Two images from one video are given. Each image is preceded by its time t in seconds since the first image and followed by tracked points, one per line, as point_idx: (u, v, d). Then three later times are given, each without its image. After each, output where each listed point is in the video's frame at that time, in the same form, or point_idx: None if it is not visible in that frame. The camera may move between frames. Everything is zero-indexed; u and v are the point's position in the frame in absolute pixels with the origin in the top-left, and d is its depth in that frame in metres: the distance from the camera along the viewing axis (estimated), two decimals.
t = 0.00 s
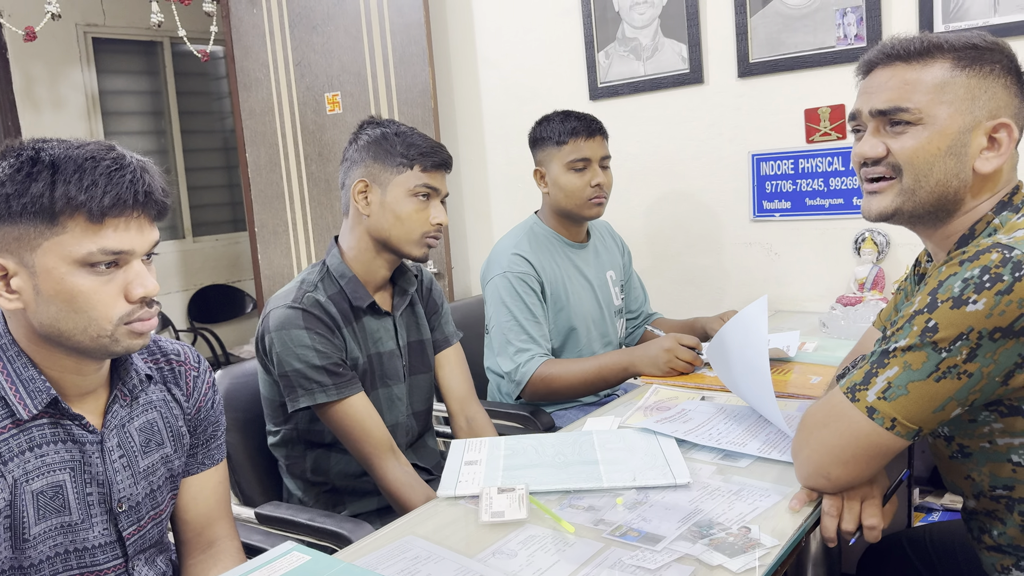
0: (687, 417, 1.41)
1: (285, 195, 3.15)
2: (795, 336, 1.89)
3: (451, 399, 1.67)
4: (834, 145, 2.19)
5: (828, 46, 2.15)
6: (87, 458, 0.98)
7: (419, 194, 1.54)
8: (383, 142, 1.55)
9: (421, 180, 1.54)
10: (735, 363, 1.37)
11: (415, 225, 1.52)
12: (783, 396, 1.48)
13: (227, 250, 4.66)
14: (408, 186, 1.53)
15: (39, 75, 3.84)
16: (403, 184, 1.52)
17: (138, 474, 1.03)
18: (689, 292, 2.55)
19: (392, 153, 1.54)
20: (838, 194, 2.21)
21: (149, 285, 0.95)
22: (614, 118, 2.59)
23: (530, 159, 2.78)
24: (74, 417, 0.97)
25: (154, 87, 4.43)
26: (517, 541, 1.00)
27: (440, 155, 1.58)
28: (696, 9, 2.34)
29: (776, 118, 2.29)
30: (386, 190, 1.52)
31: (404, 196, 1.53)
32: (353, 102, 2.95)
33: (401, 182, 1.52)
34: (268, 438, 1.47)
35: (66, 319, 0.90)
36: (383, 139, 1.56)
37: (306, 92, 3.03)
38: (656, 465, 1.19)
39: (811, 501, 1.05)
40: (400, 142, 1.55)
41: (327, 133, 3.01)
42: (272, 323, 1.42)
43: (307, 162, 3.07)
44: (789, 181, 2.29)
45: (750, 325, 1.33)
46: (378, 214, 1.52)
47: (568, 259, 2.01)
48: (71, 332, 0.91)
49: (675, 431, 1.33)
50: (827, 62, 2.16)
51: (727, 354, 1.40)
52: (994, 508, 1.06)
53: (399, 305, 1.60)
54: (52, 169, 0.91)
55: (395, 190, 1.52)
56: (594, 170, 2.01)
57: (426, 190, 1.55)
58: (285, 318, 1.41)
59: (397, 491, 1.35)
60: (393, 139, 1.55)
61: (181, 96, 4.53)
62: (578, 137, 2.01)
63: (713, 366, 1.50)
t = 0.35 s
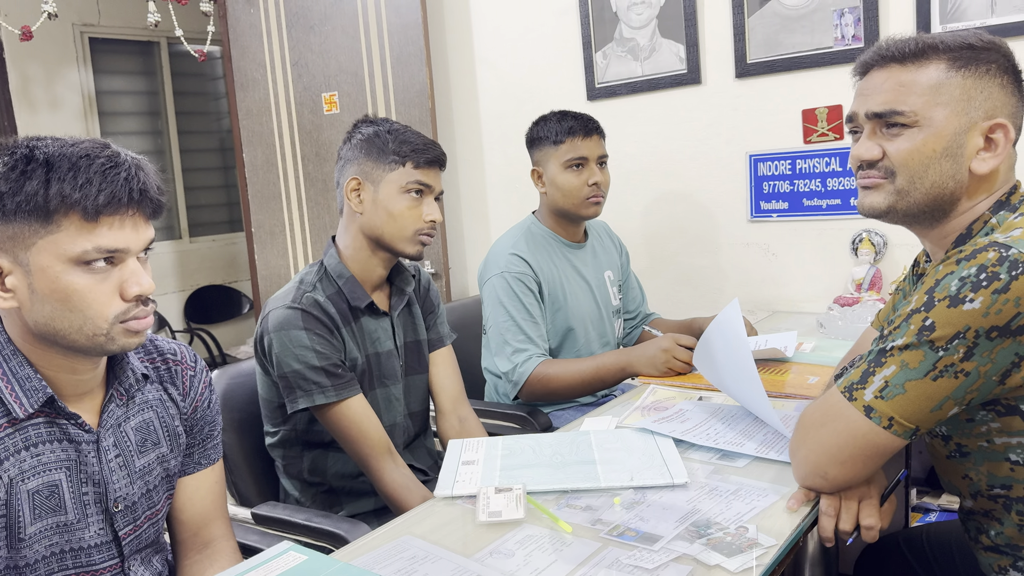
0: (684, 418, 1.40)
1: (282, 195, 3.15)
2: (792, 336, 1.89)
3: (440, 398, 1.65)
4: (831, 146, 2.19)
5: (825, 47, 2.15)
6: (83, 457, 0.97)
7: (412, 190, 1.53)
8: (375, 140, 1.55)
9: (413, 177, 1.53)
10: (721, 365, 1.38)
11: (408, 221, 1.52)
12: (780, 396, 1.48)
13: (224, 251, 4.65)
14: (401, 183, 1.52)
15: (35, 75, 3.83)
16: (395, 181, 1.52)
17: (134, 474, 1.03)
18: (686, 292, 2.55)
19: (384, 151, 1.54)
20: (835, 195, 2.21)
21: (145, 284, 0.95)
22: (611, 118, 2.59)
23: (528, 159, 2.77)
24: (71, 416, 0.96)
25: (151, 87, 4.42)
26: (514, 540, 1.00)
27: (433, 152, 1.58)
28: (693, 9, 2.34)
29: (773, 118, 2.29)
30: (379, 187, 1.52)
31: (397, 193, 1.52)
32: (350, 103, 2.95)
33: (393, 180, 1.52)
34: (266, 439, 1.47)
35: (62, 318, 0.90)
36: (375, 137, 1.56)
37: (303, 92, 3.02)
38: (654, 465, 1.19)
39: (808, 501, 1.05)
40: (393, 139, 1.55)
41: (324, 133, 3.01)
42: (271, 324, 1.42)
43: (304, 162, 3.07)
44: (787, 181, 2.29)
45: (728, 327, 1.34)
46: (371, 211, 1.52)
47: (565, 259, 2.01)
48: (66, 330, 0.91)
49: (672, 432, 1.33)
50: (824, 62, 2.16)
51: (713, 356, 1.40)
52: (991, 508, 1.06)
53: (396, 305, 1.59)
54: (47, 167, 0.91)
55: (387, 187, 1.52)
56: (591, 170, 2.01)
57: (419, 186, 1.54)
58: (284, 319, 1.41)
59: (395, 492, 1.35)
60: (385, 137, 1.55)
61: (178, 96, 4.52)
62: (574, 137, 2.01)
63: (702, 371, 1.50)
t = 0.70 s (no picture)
0: (683, 417, 1.40)
1: (280, 195, 3.15)
2: (790, 336, 1.89)
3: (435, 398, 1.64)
4: (830, 146, 2.19)
5: (824, 47, 2.16)
6: (81, 456, 0.97)
7: (410, 188, 1.53)
8: (373, 139, 1.55)
9: (411, 175, 1.53)
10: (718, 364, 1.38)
11: (406, 219, 1.52)
12: (779, 396, 1.48)
13: (222, 251, 4.65)
14: (399, 182, 1.52)
15: (33, 75, 3.83)
16: (393, 180, 1.52)
17: (132, 473, 1.02)
18: (684, 293, 2.55)
19: (382, 150, 1.53)
20: (833, 195, 2.21)
21: (142, 281, 0.95)
22: (610, 118, 2.59)
23: (526, 159, 2.78)
24: (68, 414, 0.96)
25: (149, 87, 4.42)
26: (513, 539, 1.00)
27: (431, 150, 1.58)
28: (692, 9, 2.34)
29: (772, 118, 2.29)
30: (377, 186, 1.52)
31: (395, 191, 1.52)
32: (348, 103, 2.95)
33: (391, 178, 1.52)
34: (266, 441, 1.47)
35: (59, 316, 0.90)
36: (373, 135, 1.55)
37: (302, 92, 3.02)
38: (652, 465, 1.19)
39: (807, 500, 1.05)
40: (391, 138, 1.54)
41: (322, 133, 3.01)
42: (272, 325, 1.42)
43: (302, 162, 3.07)
44: (785, 181, 2.29)
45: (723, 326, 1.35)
46: (370, 210, 1.52)
47: (564, 259, 2.01)
48: (63, 328, 0.91)
49: (671, 431, 1.33)
50: (823, 63, 2.16)
51: (710, 354, 1.41)
52: (990, 508, 1.06)
53: (396, 304, 1.59)
54: (43, 165, 0.91)
55: (385, 186, 1.52)
56: (589, 170, 2.01)
57: (417, 184, 1.54)
58: (286, 321, 1.41)
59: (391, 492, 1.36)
60: (383, 135, 1.55)
61: (176, 96, 4.52)
62: (573, 136, 2.01)
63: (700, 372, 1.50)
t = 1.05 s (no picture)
0: (682, 417, 1.40)
1: (280, 194, 3.14)
2: (789, 336, 1.89)
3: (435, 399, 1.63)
4: (829, 146, 2.19)
5: (823, 47, 2.16)
6: (79, 455, 0.97)
7: (409, 186, 1.53)
8: (372, 137, 1.55)
9: (411, 173, 1.53)
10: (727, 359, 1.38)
11: (405, 217, 1.52)
12: (778, 396, 1.48)
13: (221, 250, 4.64)
14: (398, 179, 1.52)
15: (32, 74, 3.83)
16: (392, 177, 1.52)
17: (131, 472, 1.02)
18: (683, 292, 2.55)
19: (381, 148, 1.53)
20: (832, 195, 2.21)
21: (140, 281, 0.95)
22: (609, 118, 2.59)
23: (525, 158, 2.78)
24: (67, 414, 0.96)
25: (148, 86, 4.41)
26: (511, 539, 1.00)
27: (430, 147, 1.57)
28: (691, 9, 2.34)
29: (771, 118, 2.29)
30: (376, 183, 1.52)
31: (394, 188, 1.52)
32: (348, 102, 2.94)
33: (390, 175, 1.52)
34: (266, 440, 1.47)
35: (57, 315, 0.90)
36: (372, 133, 1.55)
37: (301, 91, 3.02)
38: (651, 464, 1.19)
39: (805, 499, 1.05)
40: (389, 135, 1.54)
41: (321, 132, 3.01)
42: (275, 322, 1.42)
43: (301, 161, 3.07)
44: (784, 181, 2.29)
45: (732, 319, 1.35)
46: (369, 208, 1.52)
47: (563, 258, 2.01)
48: (61, 327, 0.90)
49: (670, 431, 1.33)
50: (822, 63, 2.16)
51: (717, 348, 1.42)
52: (987, 507, 1.06)
53: (397, 303, 1.59)
54: (41, 164, 0.91)
55: (384, 183, 1.52)
56: (588, 169, 2.01)
57: (417, 182, 1.53)
58: (289, 318, 1.41)
59: (391, 493, 1.35)
60: (382, 133, 1.54)
61: (175, 95, 4.51)
62: (570, 136, 2.01)
63: (706, 365, 1.51)
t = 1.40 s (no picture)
0: (681, 416, 1.40)
1: (279, 193, 3.14)
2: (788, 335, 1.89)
3: (442, 400, 1.65)
4: (828, 145, 2.20)
5: (822, 46, 2.16)
6: (78, 454, 0.97)
7: (408, 183, 1.53)
8: (371, 134, 1.55)
9: (410, 170, 1.53)
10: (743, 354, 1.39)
11: (404, 214, 1.52)
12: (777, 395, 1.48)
13: (220, 249, 4.64)
14: (397, 176, 1.52)
15: (32, 73, 3.83)
16: (391, 174, 1.52)
17: (130, 471, 1.02)
18: (683, 292, 2.55)
19: (380, 145, 1.53)
20: (832, 194, 2.21)
21: (138, 280, 0.95)
22: (608, 117, 2.59)
23: (524, 158, 2.78)
24: (65, 412, 0.96)
25: (147, 84, 4.41)
26: (510, 538, 1.00)
27: (429, 145, 1.57)
28: (691, 9, 2.34)
29: (771, 117, 2.29)
30: (375, 181, 1.52)
31: (393, 185, 1.52)
32: (347, 100, 2.94)
33: (389, 173, 1.52)
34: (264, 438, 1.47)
35: (54, 314, 0.90)
36: (371, 131, 1.55)
37: (301, 90, 3.02)
38: (650, 463, 1.19)
39: (804, 498, 1.05)
40: (388, 133, 1.54)
41: (321, 131, 3.01)
42: (274, 319, 1.42)
43: (301, 160, 3.06)
44: (784, 180, 2.29)
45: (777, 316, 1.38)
46: (368, 206, 1.52)
47: (561, 257, 2.01)
48: (59, 326, 0.90)
49: (669, 429, 1.33)
50: (821, 62, 2.16)
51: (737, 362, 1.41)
52: (988, 506, 1.06)
53: (396, 300, 1.59)
54: (39, 163, 0.91)
55: (383, 180, 1.52)
56: (587, 168, 2.01)
57: (415, 179, 1.54)
58: (287, 314, 1.41)
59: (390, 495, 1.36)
60: (381, 131, 1.55)
61: (174, 94, 4.51)
62: (571, 135, 2.01)
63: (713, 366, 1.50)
